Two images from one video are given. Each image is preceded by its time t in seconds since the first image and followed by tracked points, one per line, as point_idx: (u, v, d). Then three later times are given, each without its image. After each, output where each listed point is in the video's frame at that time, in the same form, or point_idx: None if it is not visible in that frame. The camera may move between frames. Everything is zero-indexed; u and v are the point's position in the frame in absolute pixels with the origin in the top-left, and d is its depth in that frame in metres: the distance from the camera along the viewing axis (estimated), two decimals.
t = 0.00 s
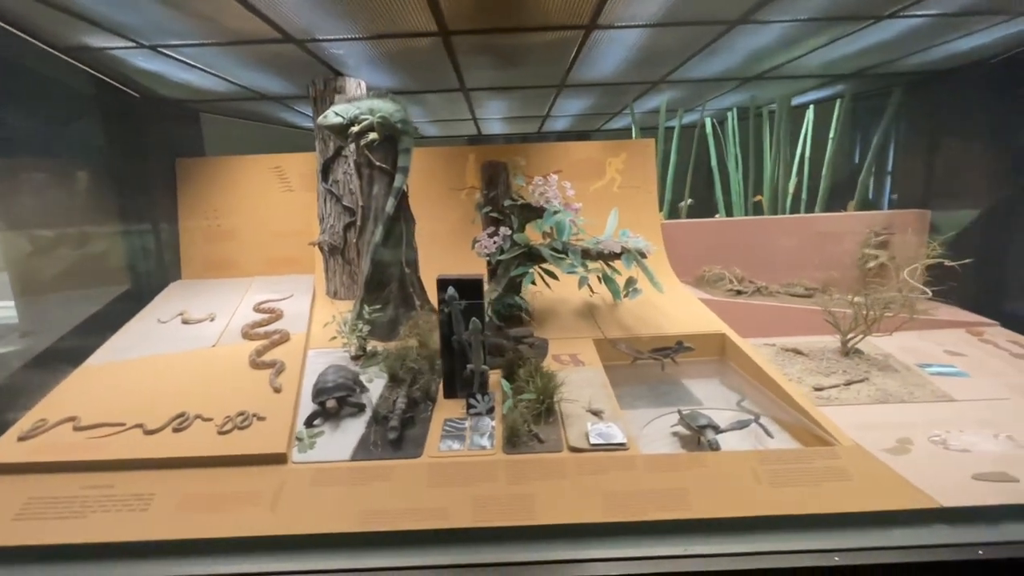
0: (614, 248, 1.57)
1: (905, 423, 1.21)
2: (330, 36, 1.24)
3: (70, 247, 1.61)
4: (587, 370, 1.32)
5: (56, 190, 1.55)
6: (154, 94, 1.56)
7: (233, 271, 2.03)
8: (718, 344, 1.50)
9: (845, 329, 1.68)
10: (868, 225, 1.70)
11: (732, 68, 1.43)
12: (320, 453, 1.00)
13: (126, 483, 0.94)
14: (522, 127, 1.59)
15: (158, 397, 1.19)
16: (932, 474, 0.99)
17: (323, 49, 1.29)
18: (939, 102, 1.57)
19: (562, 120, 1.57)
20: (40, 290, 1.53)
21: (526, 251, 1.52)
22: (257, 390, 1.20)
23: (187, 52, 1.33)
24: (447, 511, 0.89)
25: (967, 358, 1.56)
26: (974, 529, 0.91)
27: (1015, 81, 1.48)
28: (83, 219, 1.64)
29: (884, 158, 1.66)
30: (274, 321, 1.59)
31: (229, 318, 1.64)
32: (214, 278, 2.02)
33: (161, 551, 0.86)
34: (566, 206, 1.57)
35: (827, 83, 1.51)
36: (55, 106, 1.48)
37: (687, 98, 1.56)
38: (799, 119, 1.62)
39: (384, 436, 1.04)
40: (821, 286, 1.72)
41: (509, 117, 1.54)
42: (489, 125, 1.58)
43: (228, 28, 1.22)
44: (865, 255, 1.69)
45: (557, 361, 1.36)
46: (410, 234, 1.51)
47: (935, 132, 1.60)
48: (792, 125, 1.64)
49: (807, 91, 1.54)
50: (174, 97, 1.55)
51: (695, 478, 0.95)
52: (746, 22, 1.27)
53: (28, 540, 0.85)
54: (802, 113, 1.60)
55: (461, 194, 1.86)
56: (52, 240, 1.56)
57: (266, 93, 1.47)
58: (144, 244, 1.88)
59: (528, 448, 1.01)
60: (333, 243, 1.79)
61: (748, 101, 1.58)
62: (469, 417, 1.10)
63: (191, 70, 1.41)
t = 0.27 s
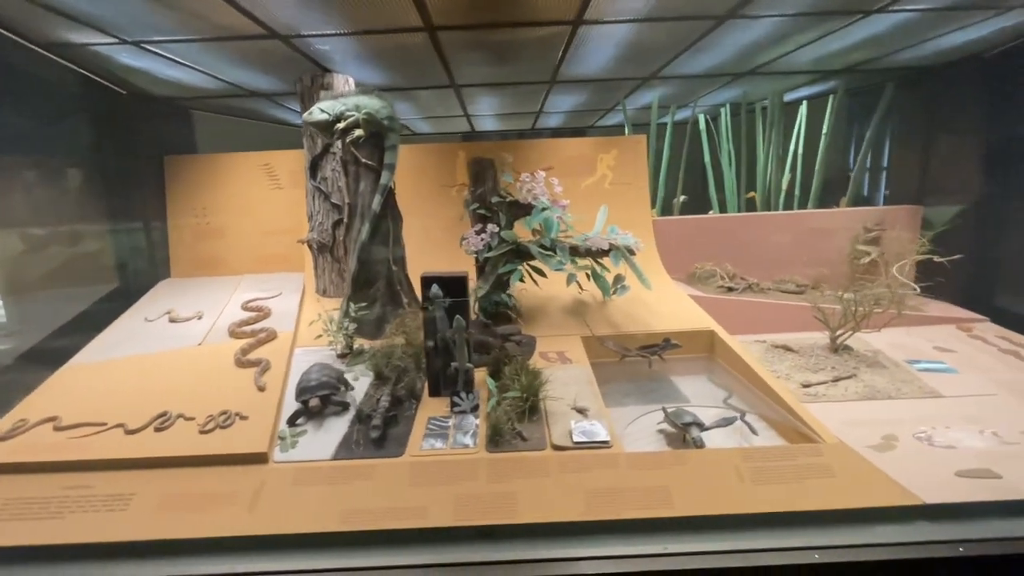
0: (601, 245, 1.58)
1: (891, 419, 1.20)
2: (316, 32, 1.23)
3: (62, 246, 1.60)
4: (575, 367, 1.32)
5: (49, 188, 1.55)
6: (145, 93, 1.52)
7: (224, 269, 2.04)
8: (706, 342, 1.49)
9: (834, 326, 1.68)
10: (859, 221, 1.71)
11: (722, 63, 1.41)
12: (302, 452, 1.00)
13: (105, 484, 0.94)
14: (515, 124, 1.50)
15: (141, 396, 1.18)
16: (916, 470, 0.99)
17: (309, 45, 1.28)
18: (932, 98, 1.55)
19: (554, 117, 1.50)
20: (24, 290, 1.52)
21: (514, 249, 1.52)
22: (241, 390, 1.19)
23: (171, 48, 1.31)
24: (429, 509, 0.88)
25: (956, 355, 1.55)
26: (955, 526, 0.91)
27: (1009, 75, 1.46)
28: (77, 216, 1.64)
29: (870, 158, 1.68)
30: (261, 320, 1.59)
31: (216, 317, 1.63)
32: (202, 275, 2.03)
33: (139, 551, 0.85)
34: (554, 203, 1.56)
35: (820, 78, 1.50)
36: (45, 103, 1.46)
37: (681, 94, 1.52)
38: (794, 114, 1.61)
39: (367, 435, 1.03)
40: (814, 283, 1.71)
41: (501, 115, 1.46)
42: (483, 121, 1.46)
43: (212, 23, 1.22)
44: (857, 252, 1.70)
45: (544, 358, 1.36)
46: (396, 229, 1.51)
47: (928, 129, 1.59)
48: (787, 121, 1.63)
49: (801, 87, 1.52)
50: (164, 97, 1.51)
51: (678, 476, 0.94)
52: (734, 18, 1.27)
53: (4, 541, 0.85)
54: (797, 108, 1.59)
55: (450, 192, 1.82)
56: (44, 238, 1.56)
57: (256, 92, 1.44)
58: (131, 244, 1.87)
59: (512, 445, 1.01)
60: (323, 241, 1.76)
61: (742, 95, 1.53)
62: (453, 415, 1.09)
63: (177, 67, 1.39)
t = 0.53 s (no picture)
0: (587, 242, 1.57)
1: (879, 418, 1.19)
2: (296, 28, 1.21)
3: (49, 245, 1.55)
4: (560, 367, 1.30)
5: (33, 188, 1.49)
6: (127, 88, 1.46)
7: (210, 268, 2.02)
8: (695, 340, 1.48)
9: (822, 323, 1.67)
10: (852, 216, 1.68)
11: (711, 58, 1.38)
12: (279, 455, 0.98)
13: (76, 488, 0.92)
14: (506, 122, 1.48)
15: (118, 398, 1.16)
16: (902, 471, 0.98)
17: (291, 40, 1.25)
18: (925, 92, 1.51)
19: (546, 113, 1.49)
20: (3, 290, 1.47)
21: (500, 247, 1.50)
22: (219, 392, 1.17)
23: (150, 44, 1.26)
24: (407, 512, 0.87)
25: (946, 352, 1.54)
26: (940, 526, 0.90)
27: (1005, 70, 1.41)
28: (66, 215, 1.58)
29: (862, 154, 1.63)
30: (245, 319, 1.57)
31: (199, 316, 1.61)
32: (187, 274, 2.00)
33: (108, 558, 0.83)
34: (540, 200, 1.55)
35: (810, 74, 1.48)
36: (36, 103, 1.43)
37: (670, 91, 1.49)
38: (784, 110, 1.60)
39: (345, 437, 1.02)
40: (805, 280, 1.71)
41: (492, 112, 1.44)
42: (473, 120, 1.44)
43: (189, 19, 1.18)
44: (849, 248, 1.68)
45: (529, 357, 1.34)
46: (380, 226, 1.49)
47: (920, 122, 1.56)
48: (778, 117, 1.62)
49: (790, 83, 1.52)
50: (147, 92, 1.46)
51: (660, 477, 0.93)
52: (722, 11, 1.24)
53: None
54: (787, 104, 1.58)
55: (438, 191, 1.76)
56: (31, 238, 1.51)
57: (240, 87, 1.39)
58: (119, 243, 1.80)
59: (492, 446, 0.99)
60: (308, 239, 1.74)
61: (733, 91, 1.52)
62: (434, 416, 1.08)
63: (158, 62, 1.34)
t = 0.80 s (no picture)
0: (571, 239, 1.53)
1: (866, 415, 1.18)
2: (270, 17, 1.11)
3: (32, 243, 1.46)
4: (543, 365, 1.28)
5: (16, 185, 1.40)
6: (107, 83, 1.42)
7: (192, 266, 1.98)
8: (682, 338, 1.45)
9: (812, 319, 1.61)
10: (843, 211, 1.72)
11: (704, 52, 1.30)
12: (249, 459, 0.96)
13: (38, 495, 0.89)
14: (498, 116, 1.50)
15: (86, 401, 1.13)
16: (889, 471, 0.96)
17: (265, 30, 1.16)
18: (919, 87, 1.50)
19: (535, 108, 1.46)
20: None
21: (482, 243, 1.47)
22: (191, 394, 1.14)
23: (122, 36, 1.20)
24: (379, 518, 0.84)
25: (935, 348, 1.53)
26: (931, 528, 0.87)
27: (1002, 63, 1.36)
28: (48, 213, 1.49)
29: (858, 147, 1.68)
30: (223, 318, 1.54)
31: (177, 315, 1.58)
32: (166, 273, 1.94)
33: (66, 568, 0.80)
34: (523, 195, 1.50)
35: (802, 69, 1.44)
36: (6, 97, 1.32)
37: (659, 84, 1.43)
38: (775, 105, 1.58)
39: (318, 439, 0.99)
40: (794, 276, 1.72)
41: (481, 106, 1.45)
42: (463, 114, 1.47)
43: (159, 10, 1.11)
44: (839, 244, 1.68)
45: (513, 356, 1.32)
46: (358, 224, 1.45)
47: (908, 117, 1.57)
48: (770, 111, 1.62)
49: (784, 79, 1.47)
50: (128, 85, 1.42)
51: (641, 480, 0.90)
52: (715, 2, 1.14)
53: None
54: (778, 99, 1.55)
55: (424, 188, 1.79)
56: (12, 236, 1.41)
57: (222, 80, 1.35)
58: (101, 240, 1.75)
59: (469, 449, 0.96)
60: (290, 237, 1.62)
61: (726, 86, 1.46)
62: (412, 418, 1.06)
63: (134, 56, 1.29)
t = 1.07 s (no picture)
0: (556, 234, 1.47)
1: (852, 413, 1.16)
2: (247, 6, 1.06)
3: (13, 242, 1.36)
4: (526, 364, 1.25)
5: None
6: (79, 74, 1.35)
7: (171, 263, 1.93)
8: (668, 335, 1.43)
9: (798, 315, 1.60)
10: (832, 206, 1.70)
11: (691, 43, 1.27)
12: (218, 463, 0.93)
13: None
14: (486, 111, 1.45)
15: (52, 403, 1.09)
16: (874, 471, 0.94)
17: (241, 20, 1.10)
18: (912, 81, 1.47)
19: (524, 102, 1.43)
20: None
21: (464, 240, 1.43)
22: (162, 395, 1.11)
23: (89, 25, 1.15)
24: (352, 524, 0.81)
25: (922, 344, 1.52)
26: (918, 530, 0.85)
27: (983, 58, 1.33)
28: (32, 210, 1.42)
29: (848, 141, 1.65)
30: (200, 317, 1.50)
31: (153, 314, 1.54)
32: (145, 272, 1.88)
33: None
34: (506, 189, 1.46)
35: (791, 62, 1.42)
36: None
37: (648, 78, 1.41)
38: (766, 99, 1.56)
39: (291, 443, 0.97)
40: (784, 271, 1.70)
41: (470, 100, 1.40)
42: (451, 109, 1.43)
43: None
44: (828, 238, 1.66)
45: (496, 355, 1.29)
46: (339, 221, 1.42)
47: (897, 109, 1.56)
48: (761, 106, 1.59)
49: (771, 73, 1.45)
50: (100, 76, 1.37)
51: (622, 482, 0.88)
52: None
53: None
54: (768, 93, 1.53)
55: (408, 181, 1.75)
56: None
57: (198, 71, 1.32)
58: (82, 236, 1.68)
59: (446, 451, 0.94)
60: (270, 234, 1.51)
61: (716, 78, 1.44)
62: (389, 419, 1.03)
63: (105, 47, 1.25)
